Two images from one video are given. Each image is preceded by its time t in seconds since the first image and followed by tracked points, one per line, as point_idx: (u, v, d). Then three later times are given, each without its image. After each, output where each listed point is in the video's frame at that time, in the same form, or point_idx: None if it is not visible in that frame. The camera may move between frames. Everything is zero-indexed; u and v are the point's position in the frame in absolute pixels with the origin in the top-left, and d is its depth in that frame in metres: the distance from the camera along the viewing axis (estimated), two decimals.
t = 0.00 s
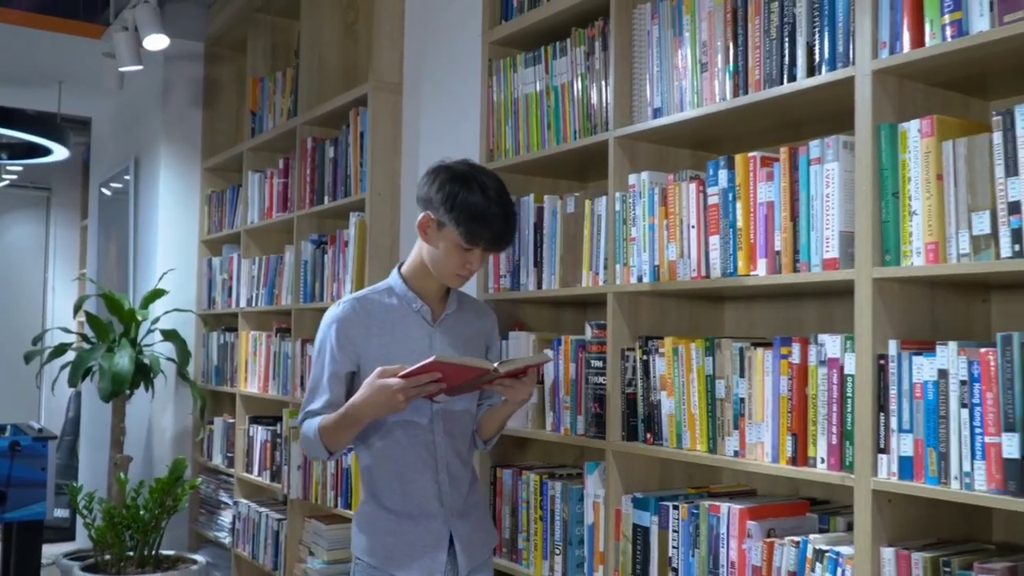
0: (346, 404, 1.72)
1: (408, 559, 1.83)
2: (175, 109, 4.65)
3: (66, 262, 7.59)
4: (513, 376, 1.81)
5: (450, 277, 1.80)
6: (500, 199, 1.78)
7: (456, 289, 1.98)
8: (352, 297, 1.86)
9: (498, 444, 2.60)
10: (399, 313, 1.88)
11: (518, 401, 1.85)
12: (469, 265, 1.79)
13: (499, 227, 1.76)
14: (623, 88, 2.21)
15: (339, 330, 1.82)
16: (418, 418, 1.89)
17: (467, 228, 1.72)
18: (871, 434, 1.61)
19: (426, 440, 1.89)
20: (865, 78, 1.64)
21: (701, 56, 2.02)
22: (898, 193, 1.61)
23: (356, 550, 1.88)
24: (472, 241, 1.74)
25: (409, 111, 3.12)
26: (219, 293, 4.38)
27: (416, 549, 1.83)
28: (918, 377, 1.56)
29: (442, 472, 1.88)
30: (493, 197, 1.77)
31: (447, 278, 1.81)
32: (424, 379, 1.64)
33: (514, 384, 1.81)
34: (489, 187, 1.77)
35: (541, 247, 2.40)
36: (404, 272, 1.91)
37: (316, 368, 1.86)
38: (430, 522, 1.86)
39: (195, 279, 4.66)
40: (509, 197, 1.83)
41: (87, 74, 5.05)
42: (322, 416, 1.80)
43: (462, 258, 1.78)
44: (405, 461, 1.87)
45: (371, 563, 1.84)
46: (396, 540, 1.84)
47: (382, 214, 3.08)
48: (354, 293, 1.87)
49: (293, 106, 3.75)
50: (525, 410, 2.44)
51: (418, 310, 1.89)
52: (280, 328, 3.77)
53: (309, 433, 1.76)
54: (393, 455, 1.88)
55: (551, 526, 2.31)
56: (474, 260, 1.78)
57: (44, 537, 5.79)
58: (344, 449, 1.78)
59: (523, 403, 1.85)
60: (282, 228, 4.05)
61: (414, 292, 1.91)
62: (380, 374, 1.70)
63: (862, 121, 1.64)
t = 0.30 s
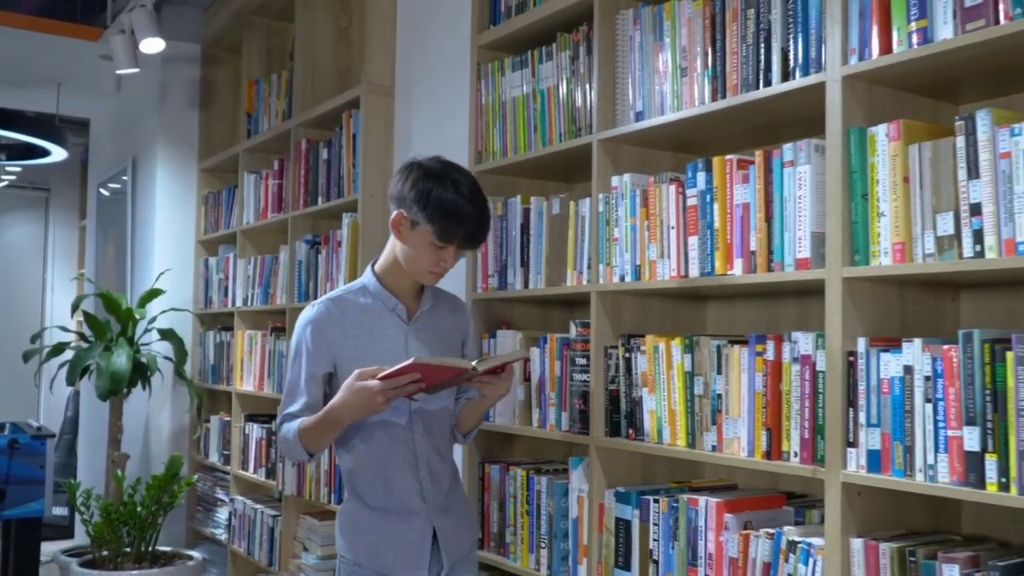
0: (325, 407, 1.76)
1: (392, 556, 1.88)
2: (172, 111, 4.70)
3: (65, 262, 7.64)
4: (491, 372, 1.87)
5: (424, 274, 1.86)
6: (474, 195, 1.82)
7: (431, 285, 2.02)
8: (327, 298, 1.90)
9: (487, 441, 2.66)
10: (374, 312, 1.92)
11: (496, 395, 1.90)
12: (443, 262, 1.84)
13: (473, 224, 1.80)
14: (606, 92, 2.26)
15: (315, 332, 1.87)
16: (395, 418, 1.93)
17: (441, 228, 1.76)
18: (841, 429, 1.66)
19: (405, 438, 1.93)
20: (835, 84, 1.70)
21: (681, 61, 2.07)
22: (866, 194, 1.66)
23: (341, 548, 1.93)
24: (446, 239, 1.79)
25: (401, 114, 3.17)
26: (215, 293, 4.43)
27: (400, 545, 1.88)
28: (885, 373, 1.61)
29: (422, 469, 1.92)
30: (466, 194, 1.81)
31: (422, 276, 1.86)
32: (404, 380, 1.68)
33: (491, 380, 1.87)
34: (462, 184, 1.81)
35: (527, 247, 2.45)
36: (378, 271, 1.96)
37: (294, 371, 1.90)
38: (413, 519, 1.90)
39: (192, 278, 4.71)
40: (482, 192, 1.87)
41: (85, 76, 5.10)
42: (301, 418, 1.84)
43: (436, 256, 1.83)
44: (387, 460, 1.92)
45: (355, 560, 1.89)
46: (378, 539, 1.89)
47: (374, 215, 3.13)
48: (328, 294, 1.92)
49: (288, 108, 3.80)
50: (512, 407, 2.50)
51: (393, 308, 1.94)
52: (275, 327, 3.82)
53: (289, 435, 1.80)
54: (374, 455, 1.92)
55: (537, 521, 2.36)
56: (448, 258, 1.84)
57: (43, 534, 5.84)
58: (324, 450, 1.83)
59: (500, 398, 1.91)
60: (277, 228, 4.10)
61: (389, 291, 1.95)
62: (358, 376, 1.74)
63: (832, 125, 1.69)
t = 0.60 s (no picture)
0: (311, 411, 1.79)
1: (383, 551, 1.92)
2: (169, 113, 4.74)
3: (63, 262, 7.69)
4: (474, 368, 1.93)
5: (401, 273, 1.89)
6: (446, 193, 1.86)
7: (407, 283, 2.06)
8: (304, 303, 1.94)
9: (478, 438, 2.71)
10: (353, 314, 1.96)
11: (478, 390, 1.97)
12: (420, 260, 1.87)
13: (447, 222, 1.84)
14: (593, 97, 2.31)
15: (295, 337, 1.90)
16: (380, 420, 1.96)
17: (416, 226, 1.79)
18: (818, 425, 1.70)
19: (392, 435, 1.96)
20: (812, 90, 1.75)
21: (665, 66, 2.12)
22: (842, 197, 1.70)
23: (333, 545, 1.97)
24: (422, 237, 1.82)
25: (395, 116, 3.21)
26: (212, 293, 4.47)
27: (391, 540, 1.92)
28: (859, 371, 1.65)
29: (411, 465, 1.95)
30: (439, 193, 1.85)
31: (398, 274, 1.89)
32: (389, 383, 1.71)
33: (474, 376, 1.94)
34: (435, 183, 1.85)
35: (517, 248, 2.50)
36: (353, 272, 1.99)
37: (276, 378, 1.93)
38: (404, 513, 1.94)
39: (189, 278, 4.76)
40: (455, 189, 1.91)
41: (84, 78, 5.15)
42: (287, 423, 1.87)
43: (412, 255, 1.86)
44: (376, 459, 1.94)
45: (346, 556, 1.94)
46: (370, 536, 1.92)
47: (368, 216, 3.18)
48: (306, 298, 1.95)
49: (284, 110, 3.84)
50: (502, 405, 2.54)
51: (372, 308, 1.97)
52: (271, 327, 3.86)
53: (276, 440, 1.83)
54: (363, 455, 1.94)
55: (526, 516, 2.41)
56: (424, 256, 1.87)
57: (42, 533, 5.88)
58: (311, 454, 1.85)
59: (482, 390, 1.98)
60: (273, 229, 4.14)
61: (366, 291, 1.98)
62: (343, 381, 1.78)
63: (809, 130, 1.74)
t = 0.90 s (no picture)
0: (298, 412, 1.78)
1: (372, 550, 1.92)
2: (167, 114, 4.78)
3: (62, 263, 7.73)
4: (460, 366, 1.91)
5: (385, 275, 1.90)
6: (424, 194, 1.86)
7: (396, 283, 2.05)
8: (293, 305, 1.94)
9: (471, 437, 2.74)
10: (342, 316, 1.96)
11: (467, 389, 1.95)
12: (401, 261, 1.87)
13: (424, 223, 1.83)
14: (582, 101, 2.34)
15: (284, 339, 1.90)
16: (369, 421, 1.96)
17: (392, 227, 1.79)
18: (799, 423, 1.74)
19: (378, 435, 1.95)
20: (793, 96, 1.79)
21: (652, 71, 2.16)
22: (822, 201, 1.74)
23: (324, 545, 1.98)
24: (399, 239, 1.82)
25: (389, 118, 3.25)
26: (210, 293, 4.51)
27: (379, 540, 1.92)
28: (839, 370, 1.69)
29: (398, 464, 1.94)
30: (416, 194, 1.84)
31: (382, 276, 1.90)
32: (370, 383, 1.70)
33: (460, 375, 1.92)
34: (412, 185, 1.84)
35: (508, 250, 2.53)
36: (342, 274, 1.99)
37: (267, 380, 1.93)
38: (391, 512, 1.94)
39: (187, 279, 4.79)
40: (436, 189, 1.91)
41: (82, 80, 5.18)
42: (279, 424, 1.86)
43: (394, 256, 1.86)
44: (362, 460, 1.94)
45: (337, 556, 1.95)
46: (357, 536, 1.93)
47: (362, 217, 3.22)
48: (295, 301, 1.95)
49: (281, 112, 3.88)
50: (494, 404, 2.58)
51: (360, 310, 1.97)
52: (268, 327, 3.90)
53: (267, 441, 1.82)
54: (350, 457, 1.95)
55: (518, 513, 2.45)
56: (405, 257, 1.87)
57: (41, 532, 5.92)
58: (304, 454, 1.84)
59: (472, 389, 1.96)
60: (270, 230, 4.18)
61: (355, 294, 1.99)
62: (327, 381, 1.77)
63: (790, 135, 1.78)
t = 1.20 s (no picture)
0: (291, 410, 1.75)
1: (366, 552, 1.88)
2: (165, 116, 4.80)
3: (61, 263, 7.77)
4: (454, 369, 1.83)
5: (383, 277, 1.85)
6: (422, 196, 1.81)
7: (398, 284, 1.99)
8: (293, 303, 1.89)
9: (465, 438, 2.77)
10: (341, 317, 1.91)
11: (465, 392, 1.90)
12: (399, 263, 1.83)
13: (421, 225, 1.79)
14: (575, 105, 2.37)
15: (282, 337, 1.86)
16: (364, 423, 1.91)
17: (386, 229, 1.75)
18: (784, 423, 1.78)
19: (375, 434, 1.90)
20: (779, 102, 1.82)
21: (643, 77, 2.19)
22: (808, 205, 1.78)
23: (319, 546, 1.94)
24: (394, 241, 1.78)
25: (385, 121, 3.28)
26: (208, 294, 4.55)
27: (374, 541, 1.88)
28: (824, 372, 1.72)
29: (392, 465, 1.89)
30: (414, 196, 1.80)
31: (380, 277, 1.85)
32: (359, 384, 1.67)
33: (455, 378, 1.85)
34: (410, 186, 1.80)
35: (502, 252, 2.57)
36: (343, 275, 1.94)
37: (264, 376, 1.89)
38: (385, 514, 1.89)
39: (185, 279, 4.83)
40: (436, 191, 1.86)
41: (81, 81, 5.21)
42: (274, 421, 1.83)
43: (391, 258, 1.82)
44: (357, 461, 1.90)
45: (332, 558, 1.91)
46: (352, 536, 1.89)
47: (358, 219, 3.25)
48: (295, 299, 1.90)
49: (278, 115, 3.91)
50: (487, 404, 2.61)
51: (359, 311, 1.92)
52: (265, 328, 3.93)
53: (261, 438, 1.79)
54: (345, 457, 1.90)
55: (511, 512, 2.48)
56: (402, 258, 1.82)
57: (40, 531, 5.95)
58: (298, 451, 1.81)
59: (470, 391, 1.91)
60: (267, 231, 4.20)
61: (355, 294, 1.94)
62: (319, 380, 1.73)
63: (776, 141, 1.82)
